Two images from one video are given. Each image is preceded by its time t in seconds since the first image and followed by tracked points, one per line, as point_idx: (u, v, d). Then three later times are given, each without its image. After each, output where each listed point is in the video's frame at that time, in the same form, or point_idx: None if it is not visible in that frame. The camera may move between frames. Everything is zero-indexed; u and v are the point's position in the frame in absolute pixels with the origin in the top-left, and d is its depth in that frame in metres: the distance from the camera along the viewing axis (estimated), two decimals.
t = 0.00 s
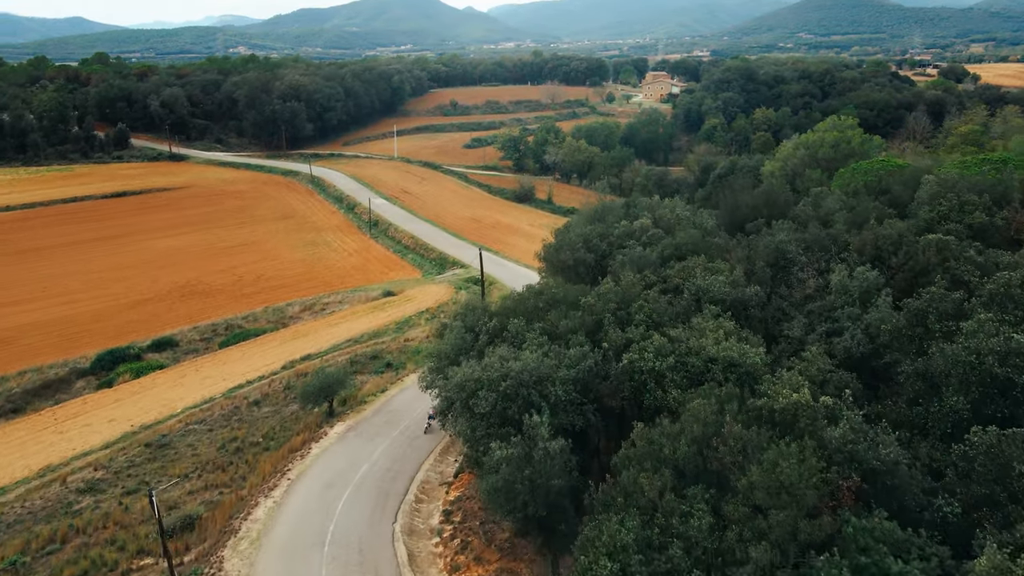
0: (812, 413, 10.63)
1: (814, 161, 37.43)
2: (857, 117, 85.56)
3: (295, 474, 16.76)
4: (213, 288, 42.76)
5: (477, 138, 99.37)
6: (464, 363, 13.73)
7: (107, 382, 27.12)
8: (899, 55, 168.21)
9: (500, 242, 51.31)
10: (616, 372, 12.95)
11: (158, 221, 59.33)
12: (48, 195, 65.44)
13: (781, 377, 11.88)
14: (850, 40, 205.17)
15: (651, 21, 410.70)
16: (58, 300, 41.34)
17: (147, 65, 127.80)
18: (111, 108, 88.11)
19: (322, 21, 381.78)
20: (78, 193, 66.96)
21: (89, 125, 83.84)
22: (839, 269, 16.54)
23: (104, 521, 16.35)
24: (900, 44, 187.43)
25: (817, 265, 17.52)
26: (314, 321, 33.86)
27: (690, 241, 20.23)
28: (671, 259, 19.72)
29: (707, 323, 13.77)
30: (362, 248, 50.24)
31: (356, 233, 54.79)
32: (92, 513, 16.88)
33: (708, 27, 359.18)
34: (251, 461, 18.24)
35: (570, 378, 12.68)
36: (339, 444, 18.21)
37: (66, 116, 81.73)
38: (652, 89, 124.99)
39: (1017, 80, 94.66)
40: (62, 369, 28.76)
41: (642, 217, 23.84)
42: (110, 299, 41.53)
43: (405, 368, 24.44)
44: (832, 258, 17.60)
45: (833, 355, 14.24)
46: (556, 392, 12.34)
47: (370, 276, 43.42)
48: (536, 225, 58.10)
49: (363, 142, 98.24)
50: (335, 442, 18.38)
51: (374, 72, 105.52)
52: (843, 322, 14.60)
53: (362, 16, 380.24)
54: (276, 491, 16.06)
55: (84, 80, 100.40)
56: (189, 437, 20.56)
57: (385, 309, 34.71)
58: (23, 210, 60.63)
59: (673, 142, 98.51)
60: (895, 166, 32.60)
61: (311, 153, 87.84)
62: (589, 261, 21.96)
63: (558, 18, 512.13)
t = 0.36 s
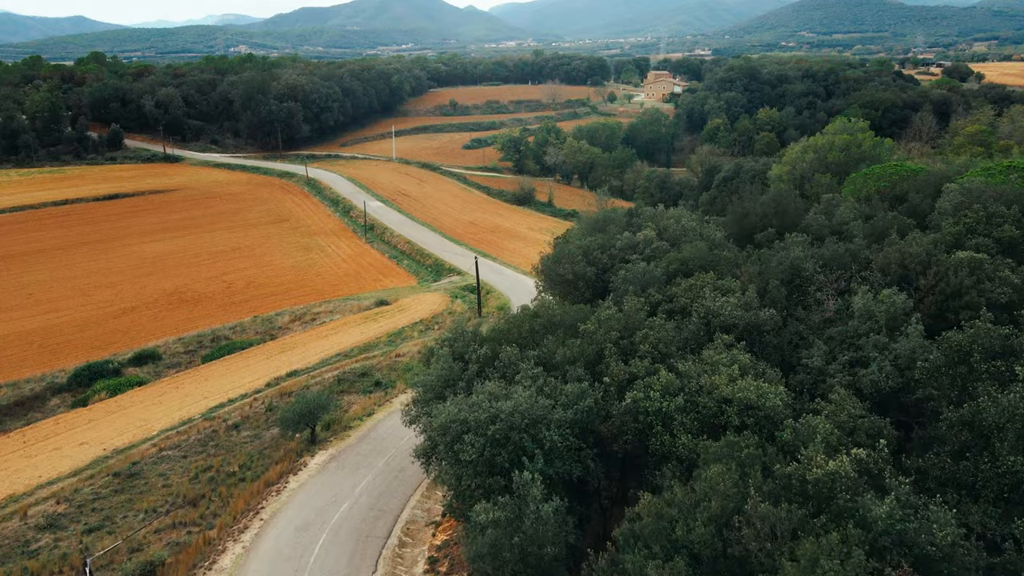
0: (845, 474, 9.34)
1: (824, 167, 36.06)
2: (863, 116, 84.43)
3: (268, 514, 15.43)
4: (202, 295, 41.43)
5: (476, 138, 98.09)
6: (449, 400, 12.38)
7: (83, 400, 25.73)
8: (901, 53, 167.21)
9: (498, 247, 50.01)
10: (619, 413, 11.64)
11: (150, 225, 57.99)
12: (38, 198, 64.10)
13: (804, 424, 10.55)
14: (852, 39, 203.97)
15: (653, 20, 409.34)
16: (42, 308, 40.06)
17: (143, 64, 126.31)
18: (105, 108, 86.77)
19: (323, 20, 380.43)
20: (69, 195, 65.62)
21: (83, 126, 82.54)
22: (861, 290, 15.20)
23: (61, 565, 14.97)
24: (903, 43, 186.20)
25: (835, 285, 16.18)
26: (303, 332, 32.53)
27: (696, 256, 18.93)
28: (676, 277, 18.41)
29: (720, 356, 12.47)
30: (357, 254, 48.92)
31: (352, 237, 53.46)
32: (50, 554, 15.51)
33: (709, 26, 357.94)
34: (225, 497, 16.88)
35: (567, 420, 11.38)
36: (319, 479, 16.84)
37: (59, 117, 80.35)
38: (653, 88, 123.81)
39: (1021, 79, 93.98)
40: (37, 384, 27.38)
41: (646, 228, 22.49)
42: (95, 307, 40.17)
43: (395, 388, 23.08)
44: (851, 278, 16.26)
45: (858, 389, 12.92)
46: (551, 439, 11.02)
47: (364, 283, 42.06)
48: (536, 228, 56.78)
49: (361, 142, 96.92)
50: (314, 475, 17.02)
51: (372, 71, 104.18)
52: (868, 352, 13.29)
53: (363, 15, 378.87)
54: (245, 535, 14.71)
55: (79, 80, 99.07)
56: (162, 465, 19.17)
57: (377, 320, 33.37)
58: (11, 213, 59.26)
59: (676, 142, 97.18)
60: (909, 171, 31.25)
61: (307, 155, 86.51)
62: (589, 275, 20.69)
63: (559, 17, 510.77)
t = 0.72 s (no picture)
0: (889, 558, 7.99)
1: (836, 171, 34.54)
2: (870, 115, 82.94)
3: (237, 564, 14.17)
4: (190, 303, 40.05)
5: (477, 138, 96.68)
6: (432, 448, 11.07)
7: (57, 420, 24.39)
8: (906, 51, 165.74)
9: (499, 252, 48.60)
10: (623, 466, 10.33)
11: (142, 229, 56.66)
12: (30, 200, 62.81)
13: (837, 486, 9.21)
14: (856, 36, 202.30)
15: (656, 18, 407.58)
16: (25, 317, 38.67)
17: (141, 63, 124.92)
18: (101, 108, 85.55)
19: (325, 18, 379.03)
20: (61, 198, 64.35)
21: (77, 126, 81.21)
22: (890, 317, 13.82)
23: None
24: (908, 41, 184.57)
25: (861, 308, 14.79)
26: (293, 345, 31.16)
27: (707, 273, 17.54)
28: (684, 297, 17.05)
29: (737, 398, 11.15)
30: (353, 259, 47.54)
31: (348, 241, 52.07)
32: None
33: (712, 24, 356.19)
34: (193, 539, 15.49)
35: (564, 476, 10.05)
36: (297, 519, 15.53)
37: (53, 117, 79.08)
38: (657, 87, 122.30)
39: None
40: (11, 401, 26.03)
41: (651, 239, 21.07)
42: (81, 315, 38.83)
43: (384, 411, 21.67)
44: (879, 300, 14.87)
45: (891, 433, 11.56)
46: (546, 499, 9.72)
47: (357, 291, 40.66)
48: (536, 232, 55.36)
49: (360, 143, 95.57)
50: (291, 515, 15.70)
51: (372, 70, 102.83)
52: (902, 390, 11.92)
53: (365, 13, 377.38)
54: None
55: (75, 79, 97.66)
56: (130, 498, 17.80)
57: (370, 332, 31.97)
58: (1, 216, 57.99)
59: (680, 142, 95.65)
60: (927, 176, 29.77)
61: (305, 155, 85.15)
62: (590, 292, 19.26)
63: (562, 15, 509.05)
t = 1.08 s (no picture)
0: None
1: (851, 175, 33.04)
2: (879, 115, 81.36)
3: None
4: (180, 312, 38.65)
5: (480, 138, 95.24)
6: (411, 511, 9.80)
7: (28, 442, 23.01)
8: (912, 49, 164.03)
9: (500, 257, 47.17)
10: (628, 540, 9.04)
11: (136, 232, 55.36)
12: (23, 202, 61.56)
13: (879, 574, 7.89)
14: (863, 34, 200.37)
15: (661, 17, 405.38)
16: (9, 325, 37.35)
17: (141, 62, 123.64)
18: (98, 108, 84.64)
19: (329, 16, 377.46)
20: (54, 200, 63.10)
21: (74, 126, 79.94)
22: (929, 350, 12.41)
23: None
24: (915, 39, 182.76)
25: (897, 337, 13.33)
26: (283, 358, 29.76)
27: (720, 294, 16.15)
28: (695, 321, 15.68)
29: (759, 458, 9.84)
30: (350, 264, 46.14)
31: (346, 246, 50.68)
32: None
33: (717, 22, 353.98)
34: None
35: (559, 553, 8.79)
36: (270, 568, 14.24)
37: (49, 116, 77.92)
38: (663, 86, 120.65)
39: None
40: None
41: (658, 253, 19.65)
42: (67, 324, 37.50)
43: (373, 438, 20.21)
44: (915, 328, 13.41)
45: (935, 493, 10.21)
46: None
47: (353, 300, 39.23)
48: (539, 236, 53.91)
49: (361, 143, 94.18)
50: (264, 563, 14.44)
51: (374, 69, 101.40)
52: (947, 442, 10.53)
53: (368, 12, 375.65)
54: None
55: (73, 79, 96.41)
56: (93, 538, 16.38)
57: (364, 345, 30.56)
58: None
59: (686, 142, 93.99)
60: (949, 181, 28.25)
61: (305, 156, 83.78)
62: (593, 311, 17.81)
63: (567, 13, 507.11)
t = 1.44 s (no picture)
0: None
1: (869, 181, 31.56)
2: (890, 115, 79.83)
3: None
4: (169, 321, 37.28)
5: (484, 138, 93.91)
6: None
7: None
8: (921, 47, 162.28)
9: (502, 263, 45.75)
10: None
11: (130, 236, 54.12)
12: (16, 204, 60.43)
13: None
14: (870, 32, 198.53)
15: (667, 14, 403.26)
16: None
17: (142, 60, 122.39)
18: (96, 108, 83.49)
19: (335, 14, 376.56)
20: (49, 201, 61.93)
21: (71, 126, 78.71)
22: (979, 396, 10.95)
23: None
24: (923, 36, 180.94)
25: (939, 376, 11.85)
26: (272, 373, 28.35)
27: (737, 319, 14.73)
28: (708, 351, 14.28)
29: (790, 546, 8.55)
30: (347, 270, 44.80)
31: (344, 250, 49.35)
32: None
33: (724, 20, 351.89)
34: None
35: None
36: None
37: (46, 116, 76.76)
38: (669, 85, 119.08)
39: None
40: None
41: (668, 270, 18.19)
42: (53, 333, 36.25)
43: (359, 470, 18.81)
44: (960, 365, 11.94)
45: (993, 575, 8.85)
46: None
47: (348, 309, 37.81)
48: (543, 240, 52.44)
49: (362, 143, 92.90)
50: None
51: (376, 68, 100.11)
52: (1008, 511, 9.09)
53: (374, 10, 374.40)
54: None
55: (72, 78, 95.16)
56: None
57: (357, 359, 29.14)
58: None
59: (693, 142, 92.42)
60: (976, 185, 26.70)
61: (305, 156, 82.50)
62: (597, 335, 16.42)
63: (572, 11, 505.27)
